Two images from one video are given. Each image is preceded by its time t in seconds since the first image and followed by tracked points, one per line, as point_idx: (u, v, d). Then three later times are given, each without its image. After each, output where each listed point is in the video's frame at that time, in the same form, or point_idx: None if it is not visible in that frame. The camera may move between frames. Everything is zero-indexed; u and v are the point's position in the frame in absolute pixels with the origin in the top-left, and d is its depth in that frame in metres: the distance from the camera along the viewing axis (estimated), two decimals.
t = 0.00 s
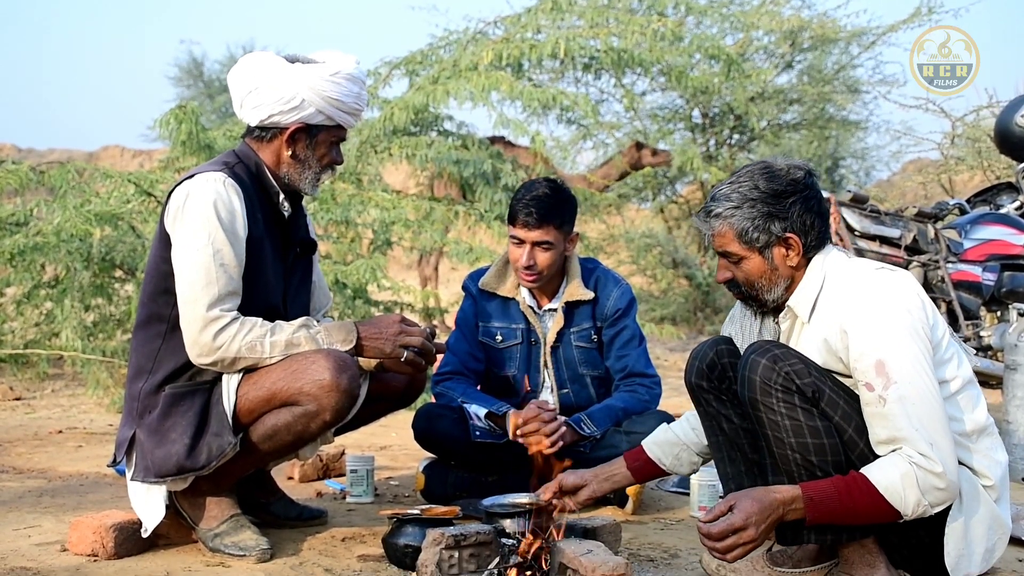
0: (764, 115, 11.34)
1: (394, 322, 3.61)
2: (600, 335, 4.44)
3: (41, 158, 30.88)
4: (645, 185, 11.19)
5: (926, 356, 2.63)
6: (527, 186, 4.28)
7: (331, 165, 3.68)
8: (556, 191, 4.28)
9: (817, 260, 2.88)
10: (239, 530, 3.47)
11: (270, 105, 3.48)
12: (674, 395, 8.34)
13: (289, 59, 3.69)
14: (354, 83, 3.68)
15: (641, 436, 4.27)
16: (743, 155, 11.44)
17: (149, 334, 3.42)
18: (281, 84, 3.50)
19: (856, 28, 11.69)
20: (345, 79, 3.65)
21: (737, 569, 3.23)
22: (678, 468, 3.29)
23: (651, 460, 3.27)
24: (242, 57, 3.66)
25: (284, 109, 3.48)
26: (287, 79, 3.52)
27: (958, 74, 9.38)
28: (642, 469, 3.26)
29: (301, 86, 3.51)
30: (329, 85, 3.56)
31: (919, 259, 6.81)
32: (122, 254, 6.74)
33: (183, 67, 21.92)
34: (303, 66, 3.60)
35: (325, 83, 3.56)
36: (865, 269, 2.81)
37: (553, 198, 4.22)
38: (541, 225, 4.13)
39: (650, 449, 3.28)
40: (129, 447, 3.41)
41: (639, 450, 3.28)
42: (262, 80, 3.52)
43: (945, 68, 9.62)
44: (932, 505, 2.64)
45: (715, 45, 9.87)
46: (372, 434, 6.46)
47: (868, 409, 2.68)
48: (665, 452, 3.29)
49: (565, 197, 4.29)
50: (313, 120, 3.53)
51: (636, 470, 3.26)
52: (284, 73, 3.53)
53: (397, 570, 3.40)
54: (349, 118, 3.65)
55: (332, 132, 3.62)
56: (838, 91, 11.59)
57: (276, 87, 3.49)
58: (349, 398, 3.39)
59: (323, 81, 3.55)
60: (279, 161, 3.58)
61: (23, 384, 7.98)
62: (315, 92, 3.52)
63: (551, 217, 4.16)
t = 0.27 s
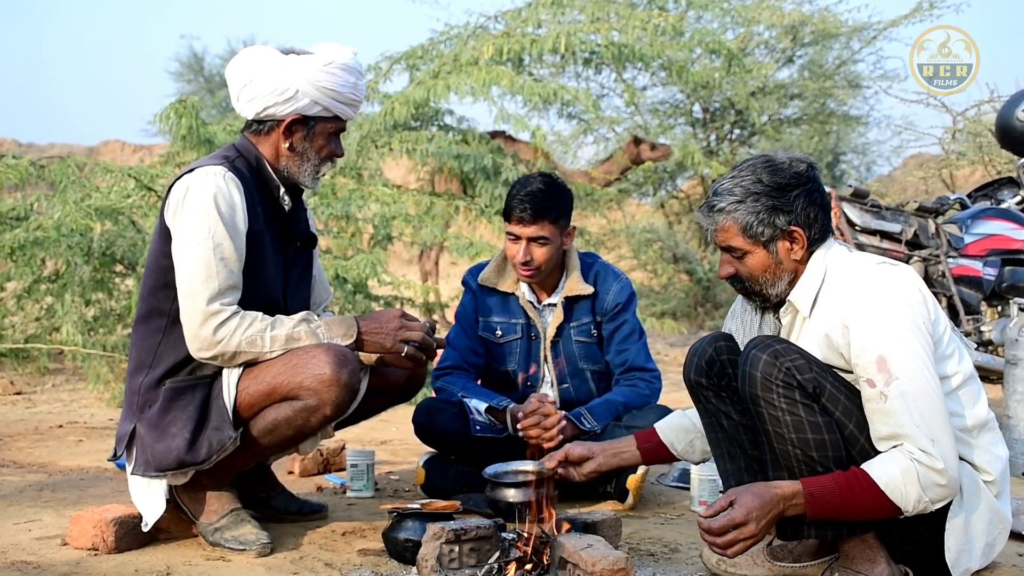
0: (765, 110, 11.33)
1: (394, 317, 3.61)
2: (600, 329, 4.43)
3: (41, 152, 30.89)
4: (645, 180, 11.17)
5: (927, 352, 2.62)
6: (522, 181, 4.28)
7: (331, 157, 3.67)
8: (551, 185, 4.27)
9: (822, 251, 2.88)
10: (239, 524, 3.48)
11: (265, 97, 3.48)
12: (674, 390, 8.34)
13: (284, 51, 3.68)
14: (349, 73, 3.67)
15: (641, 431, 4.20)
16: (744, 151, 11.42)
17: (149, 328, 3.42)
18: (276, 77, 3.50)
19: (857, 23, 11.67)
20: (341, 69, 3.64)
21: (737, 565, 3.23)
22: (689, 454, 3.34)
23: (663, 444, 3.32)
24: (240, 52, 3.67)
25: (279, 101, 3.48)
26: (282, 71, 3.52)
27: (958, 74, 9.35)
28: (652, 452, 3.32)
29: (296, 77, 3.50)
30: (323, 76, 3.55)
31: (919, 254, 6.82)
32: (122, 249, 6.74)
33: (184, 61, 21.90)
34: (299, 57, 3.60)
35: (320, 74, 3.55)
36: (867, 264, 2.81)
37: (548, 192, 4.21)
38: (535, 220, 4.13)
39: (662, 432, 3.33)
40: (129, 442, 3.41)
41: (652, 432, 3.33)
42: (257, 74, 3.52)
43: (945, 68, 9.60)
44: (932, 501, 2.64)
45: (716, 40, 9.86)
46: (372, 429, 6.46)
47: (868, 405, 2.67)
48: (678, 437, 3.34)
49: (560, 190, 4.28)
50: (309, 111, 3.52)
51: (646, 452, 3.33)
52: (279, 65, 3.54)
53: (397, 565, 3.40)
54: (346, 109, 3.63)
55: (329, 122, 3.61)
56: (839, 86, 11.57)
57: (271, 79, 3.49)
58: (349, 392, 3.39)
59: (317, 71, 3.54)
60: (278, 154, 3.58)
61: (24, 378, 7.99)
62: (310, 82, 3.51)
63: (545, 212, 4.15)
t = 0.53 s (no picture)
0: (766, 107, 11.31)
1: (395, 314, 3.61)
2: (601, 327, 4.43)
3: (42, 148, 30.90)
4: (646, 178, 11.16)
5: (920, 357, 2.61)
6: (522, 179, 4.28)
7: (325, 151, 3.62)
8: (550, 183, 4.27)
9: (831, 249, 2.88)
10: (239, 521, 3.48)
11: (252, 90, 3.49)
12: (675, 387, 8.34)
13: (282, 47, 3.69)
14: (341, 65, 3.63)
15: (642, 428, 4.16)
16: (744, 148, 11.40)
17: (149, 324, 3.41)
18: (264, 68, 3.52)
19: (858, 21, 11.65)
20: (335, 62, 3.61)
21: (737, 562, 3.21)
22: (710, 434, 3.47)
23: (685, 419, 3.47)
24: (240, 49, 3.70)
25: (265, 92, 3.48)
26: (271, 64, 3.53)
27: (958, 74, 9.34)
28: (674, 424, 3.48)
29: (284, 69, 3.50)
30: (313, 69, 3.53)
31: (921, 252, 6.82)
32: (123, 245, 6.74)
33: (185, 58, 21.87)
34: (290, 51, 3.59)
35: (312, 67, 3.53)
36: (873, 264, 2.80)
37: (547, 190, 4.21)
38: (532, 218, 4.13)
39: (686, 409, 3.47)
40: (129, 438, 3.41)
41: (675, 406, 3.49)
42: (246, 67, 3.55)
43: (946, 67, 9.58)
44: (908, 510, 2.62)
45: (717, 37, 9.85)
46: (372, 425, 6.46)
47: (857, 406, 2.68)
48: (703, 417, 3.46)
49: (560, 188, 4.27)
50: (296, 102, 3.50)
51: (667, 423, 3.48)
52: (269, 57, 3.55)
53: (397, 561, 3.40)
54: (337, 102, 3.58)
55: (317, 117, 3.56)
56: (840, 83, 11.55)
57: (258, 72, 3.51)
58: (349, 389, 3.39)
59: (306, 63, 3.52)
60: (272, 148, 3.58)
61: (24, 374, 7.99)
62: (297, 74, 3.50)
63: (543, 211, 4.15)
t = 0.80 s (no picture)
0: (766, 105, 11.29)
1: (395, 312, 3.61)
2: (600, 326, 4.43)
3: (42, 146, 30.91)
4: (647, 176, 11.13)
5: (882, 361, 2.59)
6: (519, 177, 4.29)
7: (319, 148, 3.60)
8: (548, 181, 4.27)
9: (837, 247, 2.86)
10: (239, 519, 3.48)
11: (245, 85, 3.52)
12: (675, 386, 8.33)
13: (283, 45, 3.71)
14: (332, 60, 3.60)
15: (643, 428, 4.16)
16: (745, 146, 11.39)
17: (149, 322, 3.42)
18: (257, 63, 3.54)
19: (859, 19, 11.64)
20: (331, 59, 3.60)
21: (737, 560, 3.24)
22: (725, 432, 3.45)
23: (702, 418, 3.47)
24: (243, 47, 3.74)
25: (256, 88, 3.51)
26: (265, 59, 3.54)
27: (958, 74, 9.33)
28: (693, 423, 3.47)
29: (275, 64, 3.51)
30: (304, 63, 3.52)
31: (921, 250, 6.84)
32: (123, 243, 6.74)
33: (185, 56, 21.85)
34: (287, 47, 3.60)
35: (306, 63, 3.52)
36: (872, 267, 2.76)
37: (544, 188, 4.21)
38: (528, 216, 4.13)
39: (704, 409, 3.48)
40: (129, 435, 3.42)
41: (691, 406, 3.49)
42: (241, 62, 3.58)
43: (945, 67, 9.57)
44: (824, 512, 2.58)
45: (717, 35, 9.85)
46: (372, 423, 6.46)
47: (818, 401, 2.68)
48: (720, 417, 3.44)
49: (557, 185, 4.27)
50: (286, 97, 3.50)
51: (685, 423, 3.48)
52: (264, 52, 3.57)
53: (397, 560, 3.40)
54: (328, 97, 3.55)
55: (309, 112, 3.54)
56: (840, 82, 11.54)
57: (251, 67, 3.54)
58: (349, 387, 3.38)
59: (299, 58, 3.52)
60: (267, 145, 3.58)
61: (24, 372, 7.99)
62: (289, 69, 3.50)
63: (540, 208, 4.14)
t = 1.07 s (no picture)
0: (766, 104, 11.28)
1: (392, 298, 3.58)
2: (600, 324, 4.43)
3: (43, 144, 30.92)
4: (646, 175, 11.04)
5: (875, 368, 2.58)
6: (517, 177, 4.30)
7: (322, 147, 3.61)
8: (547, 180, 4.29)
9: (830, 250, 2.86)
10: (239, 518, 3.48)
11: (248, 85, 3.51)
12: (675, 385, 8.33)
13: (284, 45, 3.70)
14: (335, 59, 3.61)
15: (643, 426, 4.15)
16: (745, 145, 11.38)
17: (148, 322, 3.42)
18: (260, 62, 3.52)
19: (859, 18, 11.64)
20: (333, 57, 3.61)
21: (738, 560, 3.24)
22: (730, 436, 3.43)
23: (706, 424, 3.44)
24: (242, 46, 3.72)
25: (259, 87, 3.50)
26: (268, 58, 3.53)
27: (958, 74, 9.33)
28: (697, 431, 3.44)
29: (279, 63, 3.50)
30: (308, 63, 3.52)
31: (921, 250, 6.85)
32: (124, 242, 6.75)
33: (185, 55, 21.85)
34: (288, 45, 3.60)
35: (308, 61, 3.52)
36: (863, 270, 2.77)
37: (541, 185, 4.22)
38: (528, 215, 4.13)
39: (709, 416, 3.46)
40: (129, 435, 3.42)
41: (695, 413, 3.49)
42: (243, 61, 3.57)
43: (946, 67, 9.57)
44: (812, 520, 2.58)
45: (718, 34, 9.85)
46: (372, 423, 6.45)
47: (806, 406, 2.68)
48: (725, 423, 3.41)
49: (554, 183, 4.28)
50: (290, 96, 3.50)
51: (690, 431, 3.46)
52: (266, 51, 3.56)
53: (397, 559, 3.41)
54: (332, 96, 3.56)
55: (314, 112, 3.55)
56: (840, 81, 11.54)
57: (254, 66, 3.53)
58: (350, 385, 3.38)
59: (300, 56, 3.53)
60: (270, 145, 3.58)
61: (24, 370, 7.99)
62: (293, 69, 3.50)
63: (539, 206, 4.15)
